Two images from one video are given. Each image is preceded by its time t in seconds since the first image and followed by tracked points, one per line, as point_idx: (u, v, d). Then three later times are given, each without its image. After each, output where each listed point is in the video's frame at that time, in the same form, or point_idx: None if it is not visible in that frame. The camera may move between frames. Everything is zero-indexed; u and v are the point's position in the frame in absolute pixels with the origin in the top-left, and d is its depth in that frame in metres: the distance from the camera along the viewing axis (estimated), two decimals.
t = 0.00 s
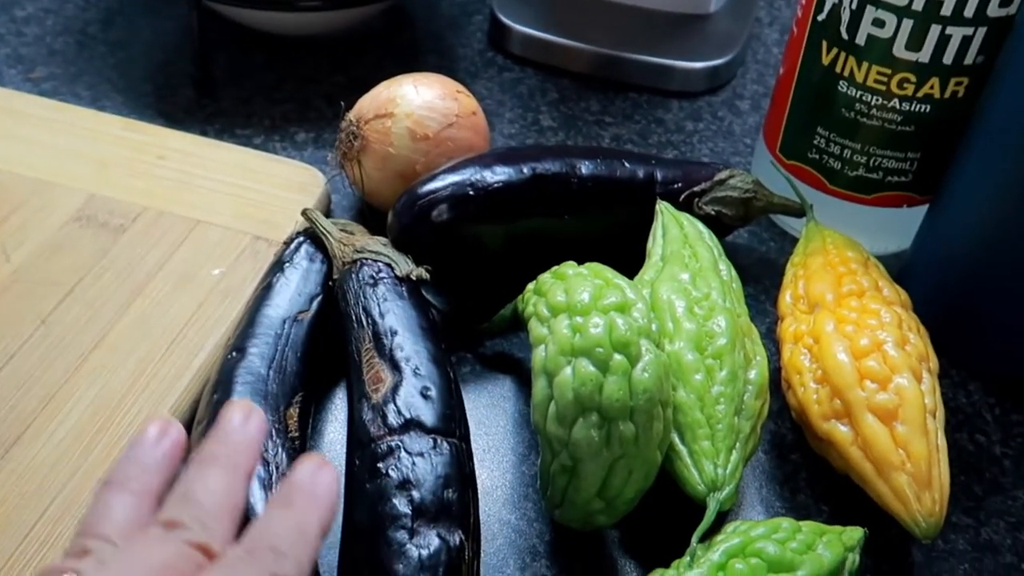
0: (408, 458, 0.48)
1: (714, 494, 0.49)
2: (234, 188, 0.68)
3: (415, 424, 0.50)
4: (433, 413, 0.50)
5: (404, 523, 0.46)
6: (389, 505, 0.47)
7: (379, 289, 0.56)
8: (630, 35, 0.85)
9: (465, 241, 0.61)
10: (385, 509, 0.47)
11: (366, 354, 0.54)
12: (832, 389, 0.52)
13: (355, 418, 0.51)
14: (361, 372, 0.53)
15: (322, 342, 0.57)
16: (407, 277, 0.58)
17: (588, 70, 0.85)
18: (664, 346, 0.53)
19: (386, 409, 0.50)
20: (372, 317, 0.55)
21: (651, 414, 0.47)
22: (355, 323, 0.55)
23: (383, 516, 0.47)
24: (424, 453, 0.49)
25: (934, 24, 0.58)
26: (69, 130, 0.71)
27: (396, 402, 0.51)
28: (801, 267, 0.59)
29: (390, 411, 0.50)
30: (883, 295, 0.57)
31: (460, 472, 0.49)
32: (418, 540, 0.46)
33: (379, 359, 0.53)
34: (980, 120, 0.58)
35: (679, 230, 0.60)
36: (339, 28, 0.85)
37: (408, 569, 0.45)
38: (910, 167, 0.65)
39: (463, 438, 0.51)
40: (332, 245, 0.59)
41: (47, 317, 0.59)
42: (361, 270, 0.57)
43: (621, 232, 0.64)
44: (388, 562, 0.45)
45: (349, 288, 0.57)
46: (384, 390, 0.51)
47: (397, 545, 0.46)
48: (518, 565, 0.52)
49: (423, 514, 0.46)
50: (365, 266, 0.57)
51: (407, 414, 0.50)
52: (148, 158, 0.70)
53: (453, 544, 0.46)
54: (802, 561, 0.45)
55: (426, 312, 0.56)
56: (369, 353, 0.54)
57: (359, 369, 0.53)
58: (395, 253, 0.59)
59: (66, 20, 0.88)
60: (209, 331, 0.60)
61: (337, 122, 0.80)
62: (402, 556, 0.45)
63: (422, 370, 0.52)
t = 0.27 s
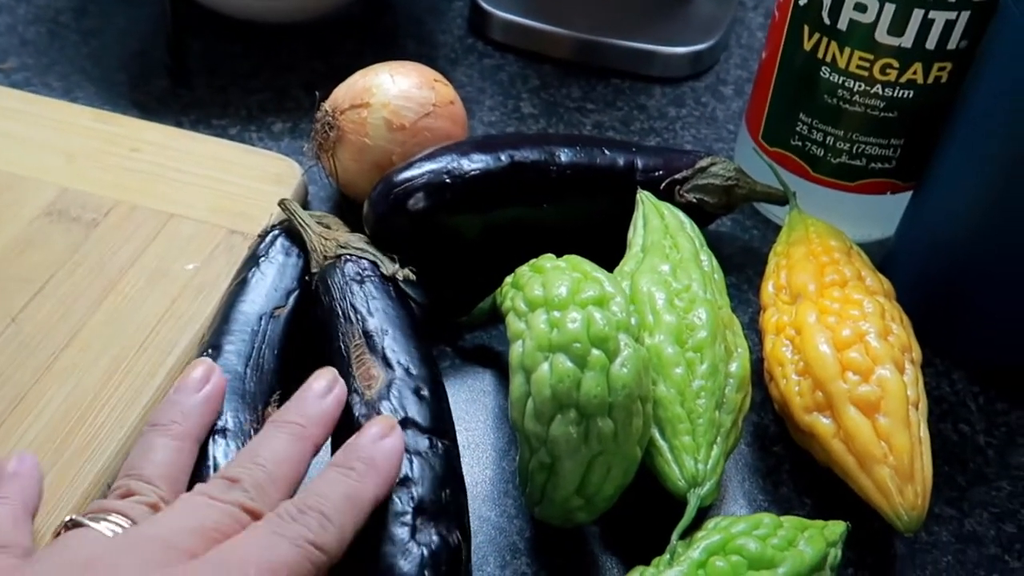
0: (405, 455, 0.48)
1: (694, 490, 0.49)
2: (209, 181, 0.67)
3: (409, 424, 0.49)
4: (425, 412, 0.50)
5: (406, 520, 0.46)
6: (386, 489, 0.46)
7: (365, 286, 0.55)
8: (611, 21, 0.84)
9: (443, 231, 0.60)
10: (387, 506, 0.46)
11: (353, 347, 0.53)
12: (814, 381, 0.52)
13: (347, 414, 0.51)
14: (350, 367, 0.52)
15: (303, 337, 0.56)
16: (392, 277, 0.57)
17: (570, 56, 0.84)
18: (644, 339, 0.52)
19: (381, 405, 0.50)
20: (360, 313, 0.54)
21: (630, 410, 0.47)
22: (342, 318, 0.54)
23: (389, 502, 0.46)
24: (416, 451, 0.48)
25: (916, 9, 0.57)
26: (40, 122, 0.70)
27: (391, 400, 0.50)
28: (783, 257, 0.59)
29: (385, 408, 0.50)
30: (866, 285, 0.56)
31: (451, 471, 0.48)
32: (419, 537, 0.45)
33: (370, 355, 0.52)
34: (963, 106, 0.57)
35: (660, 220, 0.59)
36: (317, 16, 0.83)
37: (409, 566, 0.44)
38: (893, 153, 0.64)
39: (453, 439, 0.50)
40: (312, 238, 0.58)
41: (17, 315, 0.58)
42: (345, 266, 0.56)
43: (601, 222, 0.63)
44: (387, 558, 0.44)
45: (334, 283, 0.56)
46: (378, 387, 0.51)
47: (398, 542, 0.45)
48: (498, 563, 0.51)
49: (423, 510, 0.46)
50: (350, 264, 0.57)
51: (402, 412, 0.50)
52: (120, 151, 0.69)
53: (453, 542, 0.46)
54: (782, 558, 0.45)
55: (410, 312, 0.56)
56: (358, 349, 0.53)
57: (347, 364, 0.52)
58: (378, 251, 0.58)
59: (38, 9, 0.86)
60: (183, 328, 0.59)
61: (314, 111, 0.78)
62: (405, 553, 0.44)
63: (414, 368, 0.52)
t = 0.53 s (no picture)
0: (413, 458, 0.48)
1: (700, 491, 0.49)
2: (213, 182, 0.67)
3: (418, 425, 0.50)
4: (432, 415, 0.50)
5: (415, 523, 0.46)
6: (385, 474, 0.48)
7: (371, 288, 0.56)
8: (612, 20, 0.84)
9: (448, 233, 0.61)
10: (393, 509, 0.46)
11: (361, 348, 0.53)
12: (817, 382, 0.52)
13: (353, 414, 0.51)
14: (358, 369, 0.52)
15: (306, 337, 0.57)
16: (397, 280, 0.57)
17: (571, 55, 0.84)
18: (649, 341, 0.52)
19: (388, 408, 0.50)
20: (366, 316, 0.54)
21: (636, 412, 0.47)
22: (347, 321, 0.54)
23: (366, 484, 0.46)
24: (424, 453, 0.49)
25: (918, 11, 0.57)
26: (43, 123, 0.70)
27: (398, 403, 0.50)
28: (786, 258, 0.59)
29: (392, 411, 0.50)
30: (868, 286, 0.56)
31: (459, 474, 0.49)
32: (429, 540, 0.46)
33: (377, 358, 0.52)
34: (964, 107, 0.57)
35: (663, 222, 0.59)
36: (318, 15, 0.83)
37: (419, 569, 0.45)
38: (894, 154, 0.64)
39: (461, 441, 0.51)
40: (317, 241, 0.59)
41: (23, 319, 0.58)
42: (351, 269, 0.57)
43: (604, 223, 0.63)
44: (396, 562, 0.45)
45: (340, 285, 0.56)
46: (384, 390, 0.51)
47: (407, 545, 0.45)
48: (504, 564, 0.52)
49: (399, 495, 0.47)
50: (356, 266, 0.57)
51: (410, 414, 0.50)
52: (123, 152, 0.69)
53: (460, 545, 0.46)
54: (787, 559, 0.45)
55: (416, 313, 0.56)
56: (365, 351, 0.53)
57: (356, 366, 0.52)
58: (385, 254, 0.59)
59: (39, 8, 0.86)
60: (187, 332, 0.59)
61: (316, 112, 0.79)
62: (415, 556, 0.45)
63: (421, 372, 0.52)
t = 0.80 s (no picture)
0: (441, 453, 0.49)
1: (720, 484, 0.50)
2: (232, 180, 0.68)
3: (444, 421, 0.50)
4: (457, 410, 0.51)
5: (444, 516, 0.47)
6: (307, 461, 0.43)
7: (394, 286, 0.56)
8: (625, 18, 0.84)
9: (467, 231, 0.61)
10: (421, 503, 0.47)
11: (386, 345, 0.54)
12: (834, 376, 0.53)
13: (379, 409, 0.51)
14: (382, 365, 0.53)
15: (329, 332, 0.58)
16: (419, 277, 0.58)
17: (583, 52, 0.85)
18: (668, 336, 0.53)
19: (414, 403, 0.51)
20: (390, 313, 0.55)
21: (657, 406, 0.48)
22: (371, 318, 0.55)
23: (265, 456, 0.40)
24: (451, 448, 0.49)
25: (933, 8, 0.58)
26: (63, 122, 0.71)
27: (424, 399, 0.51)
28: (802, 254, 0.59)
29: (419, 406, 0.51)
30: (884, 282, 0.57)
31: (484, 468, 0.49)
32: (458, 533, 0.46)
33: (402, 354, 0.53)
34: (979, 103, 0.58)
35: (680, 218, 0.59)
36: (332, 14, 0.84)
37: (450, 561, 0.45)
38: (909, 150, 0.64)
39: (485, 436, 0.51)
40: (338, 238, 0.59)
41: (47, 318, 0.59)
42: (373, 266, 0.57)
43: (621, 220, 0.64)
44: (427, 554, 0.46)
45: (362, 282, 0.56)
46: (411, 385, 0.52)
47: (437, 539, 0.46)
48: (526, 556, 0.52)
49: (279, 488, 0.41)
50: (378, 264, 0.57)
51: (436, 409, 0.50)
52: (143, 151, 0.69)
53: (487, 538, 0.47)
54: (808, 551, 0.46)
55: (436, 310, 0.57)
56: (390, 348, 0.53)
57: (380, 362, 0.53)
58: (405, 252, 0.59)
59: (55, 8, 0.87)
60: (210, 326, 0.60)
61: (332, 110, 0.79)
62: (445, 548, 0.46)
63: (445, 367, 0.53)
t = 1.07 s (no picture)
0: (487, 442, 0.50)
1: (716, 466, 0.51)
2: (242, 171, 0.69)
3: (477, 416, 0.51)
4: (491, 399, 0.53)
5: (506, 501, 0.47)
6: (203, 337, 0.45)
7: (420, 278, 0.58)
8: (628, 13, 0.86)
9: (472, 229, 0.62)
10: (482, 489, 0.48)
11: (427, 330, 0.55)
12: (830, 361, 0.54)
13: (422, 393, 0.52)
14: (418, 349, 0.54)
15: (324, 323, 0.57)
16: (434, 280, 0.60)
17: (588, 46, 0.86)
18: (667, 322, 0.54)
19: (460, 390, 0.52)
20: (424, 302, 0.56)
21: (655, 388, 0.49)
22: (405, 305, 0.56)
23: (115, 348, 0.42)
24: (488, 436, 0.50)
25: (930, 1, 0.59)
26: (77, 114, 0.72)
27: (468, 387, 0.52)
28: (801, 243, 0.61)
29: (464, 393, 0.52)
30: (881, 270, 0.58)
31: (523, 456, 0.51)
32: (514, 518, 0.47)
33: (442, 342, 0.54)
34: (976, 93, 0.59)
35: (681, 207, 0.61)
36: (341, 9, 0.85)
37: (498, 552, 0.45)
38: (907, 141, 0.65)
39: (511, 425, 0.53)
40: (357, 229, 0.60)
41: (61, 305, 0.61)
42: (399, 258, 0.58)
43: (623, 210, 0.65)
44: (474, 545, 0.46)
45: (390, 270, 0.57)
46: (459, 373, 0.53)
47: (502, 523, 0.47)
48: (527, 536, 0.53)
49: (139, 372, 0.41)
50: (401, 255, 0.58)
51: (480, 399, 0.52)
52: (155, 142, 0.71)
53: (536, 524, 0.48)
54: (800, 527, 0.47)
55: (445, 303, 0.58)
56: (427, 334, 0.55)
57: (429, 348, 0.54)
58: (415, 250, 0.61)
59: (70, 3, 0.88)
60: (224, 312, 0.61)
61: (341, 102, 0.81)
62: (509, 533, 0.46)
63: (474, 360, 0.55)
